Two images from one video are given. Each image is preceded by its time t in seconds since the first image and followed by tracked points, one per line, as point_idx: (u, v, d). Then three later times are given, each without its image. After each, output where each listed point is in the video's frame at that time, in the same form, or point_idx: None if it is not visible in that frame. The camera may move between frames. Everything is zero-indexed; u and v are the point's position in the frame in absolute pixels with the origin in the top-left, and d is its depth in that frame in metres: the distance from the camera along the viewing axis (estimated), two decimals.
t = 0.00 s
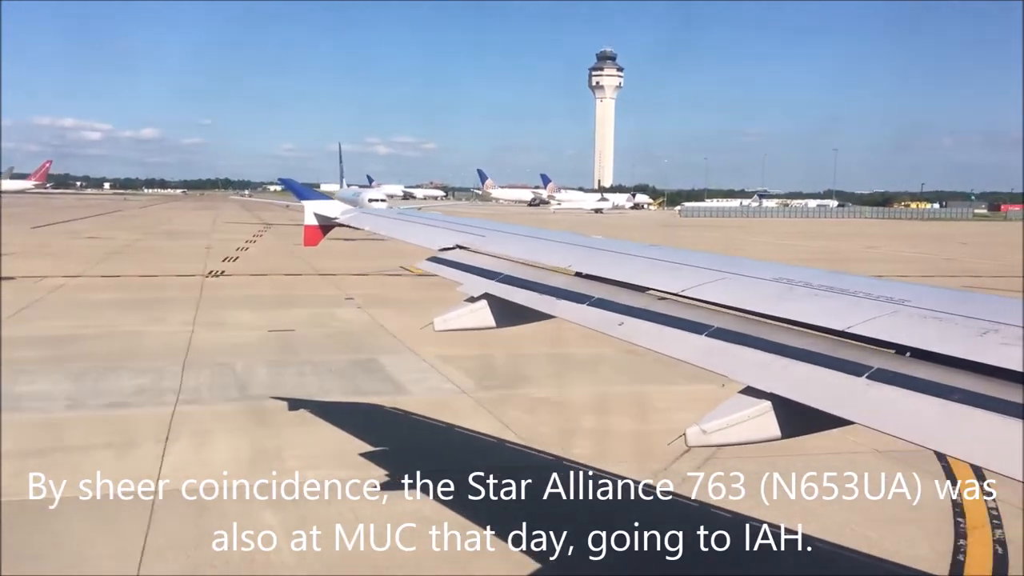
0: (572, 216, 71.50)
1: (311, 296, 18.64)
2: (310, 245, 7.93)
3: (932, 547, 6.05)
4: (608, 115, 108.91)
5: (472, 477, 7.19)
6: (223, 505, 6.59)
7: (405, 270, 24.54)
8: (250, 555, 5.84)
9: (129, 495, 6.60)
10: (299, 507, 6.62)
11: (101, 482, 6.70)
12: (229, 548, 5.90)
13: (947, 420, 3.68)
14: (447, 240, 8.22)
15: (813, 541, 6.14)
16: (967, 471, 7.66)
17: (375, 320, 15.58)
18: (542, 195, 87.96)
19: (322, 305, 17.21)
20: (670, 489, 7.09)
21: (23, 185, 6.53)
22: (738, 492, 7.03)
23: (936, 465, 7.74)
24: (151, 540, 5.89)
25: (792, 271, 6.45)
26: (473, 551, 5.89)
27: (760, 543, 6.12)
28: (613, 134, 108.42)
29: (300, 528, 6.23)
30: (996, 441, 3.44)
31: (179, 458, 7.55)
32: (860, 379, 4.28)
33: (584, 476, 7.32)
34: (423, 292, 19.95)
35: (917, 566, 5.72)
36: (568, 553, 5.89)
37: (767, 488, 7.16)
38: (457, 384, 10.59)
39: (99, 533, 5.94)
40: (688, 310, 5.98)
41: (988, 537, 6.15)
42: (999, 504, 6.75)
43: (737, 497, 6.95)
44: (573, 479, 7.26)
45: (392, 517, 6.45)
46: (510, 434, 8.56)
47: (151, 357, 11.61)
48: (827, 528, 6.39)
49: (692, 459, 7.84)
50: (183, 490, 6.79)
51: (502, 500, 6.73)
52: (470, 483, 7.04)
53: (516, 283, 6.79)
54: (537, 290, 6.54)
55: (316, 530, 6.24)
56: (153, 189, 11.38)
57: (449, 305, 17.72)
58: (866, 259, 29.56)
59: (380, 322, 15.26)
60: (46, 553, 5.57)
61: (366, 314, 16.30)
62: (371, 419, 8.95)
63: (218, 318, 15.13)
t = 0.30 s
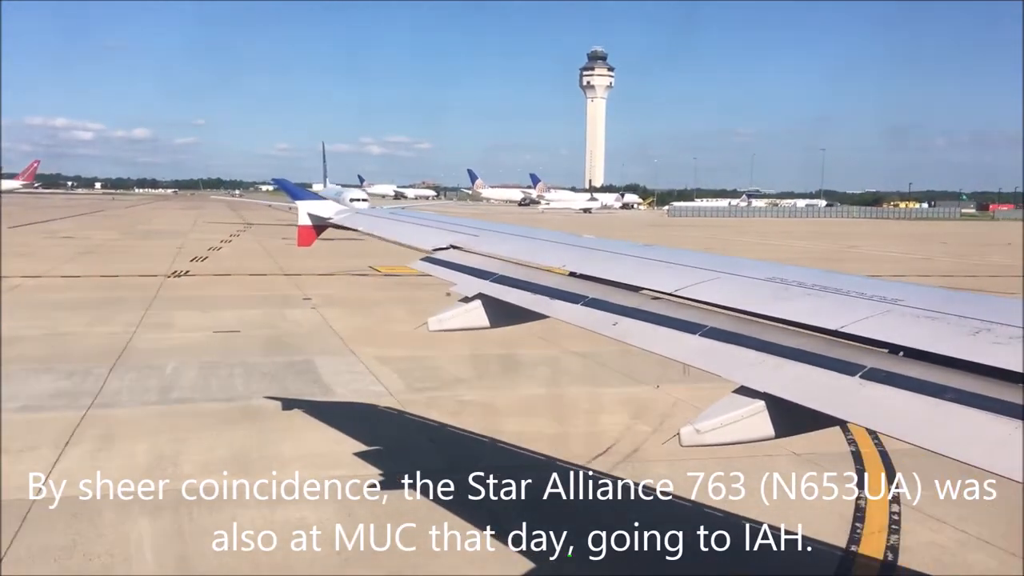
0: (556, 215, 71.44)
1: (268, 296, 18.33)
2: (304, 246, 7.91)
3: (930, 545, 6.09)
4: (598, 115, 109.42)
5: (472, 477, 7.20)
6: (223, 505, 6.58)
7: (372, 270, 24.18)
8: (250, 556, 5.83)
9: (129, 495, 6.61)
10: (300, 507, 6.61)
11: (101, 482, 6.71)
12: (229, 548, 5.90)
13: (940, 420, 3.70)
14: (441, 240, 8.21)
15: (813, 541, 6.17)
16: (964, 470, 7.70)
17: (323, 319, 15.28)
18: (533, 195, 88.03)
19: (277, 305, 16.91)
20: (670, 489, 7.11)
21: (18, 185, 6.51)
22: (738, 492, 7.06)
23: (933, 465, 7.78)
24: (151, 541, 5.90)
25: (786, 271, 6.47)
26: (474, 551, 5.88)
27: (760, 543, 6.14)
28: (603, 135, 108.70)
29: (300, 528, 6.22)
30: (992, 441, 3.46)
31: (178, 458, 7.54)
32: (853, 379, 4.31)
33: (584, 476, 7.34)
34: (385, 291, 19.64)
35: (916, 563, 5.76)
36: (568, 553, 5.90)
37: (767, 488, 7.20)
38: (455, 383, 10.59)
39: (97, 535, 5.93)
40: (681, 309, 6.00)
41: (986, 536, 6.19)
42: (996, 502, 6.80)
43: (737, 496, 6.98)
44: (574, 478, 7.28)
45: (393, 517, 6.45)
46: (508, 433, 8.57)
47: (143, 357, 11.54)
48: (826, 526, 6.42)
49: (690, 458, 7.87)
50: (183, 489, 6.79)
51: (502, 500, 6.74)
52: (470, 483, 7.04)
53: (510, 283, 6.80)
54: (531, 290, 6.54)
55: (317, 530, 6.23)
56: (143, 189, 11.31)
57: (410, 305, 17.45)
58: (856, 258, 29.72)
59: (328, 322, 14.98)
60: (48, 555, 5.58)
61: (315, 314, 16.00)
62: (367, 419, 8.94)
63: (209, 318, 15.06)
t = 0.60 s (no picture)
0: (550, 215, 71.50)
1: (226, 298, 18.07)
2: (301, 247, 7.91)
3: (929, 543, 6.11)
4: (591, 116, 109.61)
5: (472, 477, 7.20)
6: (222, 506, 6.57)
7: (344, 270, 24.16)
8: (250, 555, 5.81)
9: (129, 495, 6.67)
10: (299, 508, 6.61)
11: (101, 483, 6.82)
12: (229, 548, 5.90)
13: (938, 420, 3.71)
14: (437, 241, 8.22)
15: (812, 540, 6.19)
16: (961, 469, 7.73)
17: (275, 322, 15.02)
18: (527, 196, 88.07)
19: (232, 307, 16.62)
20: (669, 489, 7.13)
21: (13, 187, 6.48)
22: (738, 492, 7.08)
23: (930, 464, 7.81)
24: (151, 542, 5.88)
25: (783, 271, 6.49)
26: (474, 550, 5.88)
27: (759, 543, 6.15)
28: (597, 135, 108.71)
29: (300, 528, 6.21)
30: (990, 441, 3.47)
31: (177, 459, 7.54)
32: (851, 380, 4.32)
33: (583, 476, 7.34)
34: (350, 291, 19.62)
35: (915, 563, 5.78)
36: (568, 553, 5.90)
37: (767, 488, 7.22)
38: (452, 384, 10.60)
39: (96, 535, 5.93)
40: (678, 310, 6.00)
41: (984, 533, 6.22)
42: (995, 501, 6.81)
43: (737, 496, 6.99)
44: (573, 478, 7.28)
45: (393, 517, 6.44)
46: (506, 434, 8.58)
47: (141, 360, 11.51)
48: (824, 526, 6.45)
49: (689, 458, 7.89)
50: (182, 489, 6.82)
51: (502, 501, 6.75)
52: (470, 483, 7.05)
53: (507, 284, 6.79)
54: (528, 291, 6.54)
55: (317, 530, 6.22)
56: (138, 191, 11.31)
57: (372, 305, 17.45)
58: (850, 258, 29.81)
59: (281, 325, 14.73)
60: (47, 556, 5.57)
61: (269, 316, 15.76)
62: (365, 420, 8.94)
63: (206, 320, 15.03)
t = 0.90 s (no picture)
0: (548, 216, 71.44)
1: (200, 299, 17.89)
2: (301, 247, 7.89)
3: (929, 542, 6.12)
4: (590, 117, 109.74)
5: (472, 477, 7.20)
6: (222, 506, 6.57)
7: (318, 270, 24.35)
8: (251, 555, 5.80)
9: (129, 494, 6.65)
10: (299, 508, 6.60)
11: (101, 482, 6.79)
12: (230, 548, 5.89)
13: (938, 420, 3.71)
14: (437, 241, 8.21)
15: (812, 540, 6.19)
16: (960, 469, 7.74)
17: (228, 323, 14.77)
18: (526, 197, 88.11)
19: (204, 308, 16.40)
20: (669, 489, 7.13)
21: (13, 187, 6.47)
22: (738, 492, 7.08)
23: (930, 464, 7.82)
24: (153, 542, 5.88)
25: (783, 271, 6.48)
26: (475, 550, 5.88)
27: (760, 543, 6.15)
28: (595, 136, 108.76)
29: (301, 529, 6.21)
30: (990, 440, 3.46)
31: (176, 459, 7.53)
32: (851, 379, 4.31)
33: (583, 476, 7.34)
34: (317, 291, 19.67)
35: (915, 562, 5.78)
36: (568, 552, 5.89)
37: (767, 488, 7.22)
38: (451, 386, 10.60)
39: (97, 535, 5.92)
40: (678, 309, 6.00)
41: (984, 532, 6.22)
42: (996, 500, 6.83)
43: (737, 496, 6.99)
44: (574, 478, 7.28)
45: (393, 517, 6.44)
46: (505, 435, 8.59)
47: (139, 359, 11.50)
48: (824, 526, 6.44)
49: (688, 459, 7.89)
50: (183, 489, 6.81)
51: (502, 501, 6.75)
52: (470, 484, 7.05)
53: (508, 284, 6.79)
54: (528, 291, 6.54)
55: (317, 530, 6.22)
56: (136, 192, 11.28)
57: (336, 304, 17.47)
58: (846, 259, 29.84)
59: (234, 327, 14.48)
60: (51, 552, 5.57)
61: (224, 317, 15.48)
62: (364, 421, 8.94)
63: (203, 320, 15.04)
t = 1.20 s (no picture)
0: (546, 217, 71.59)
1: (198, 301, 17.88)
2: (302, 251, 7.89)
3: (930, 542, 6.13)
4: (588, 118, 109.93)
5: (472, 479, 7.21)
6: (224, 508, 6.58)
7: (293, 272, 24.50)
8: (254, 555, 5.81)
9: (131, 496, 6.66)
10: (302, 508, 6.61)
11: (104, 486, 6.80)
12: (234, 548, 5.90)
13: (940, 421, 3.71)
14: (438, 244, 8.22)
15: (815, 540, 6.19)
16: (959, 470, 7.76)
17: (212, 326, 14.72)
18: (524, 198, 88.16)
19: (203, 310, 16.40)
20: (671, 489, 7.14)
21: (14, 191, 6.47)
22: (739, 493, 7.09)
23: (928, 465, 7.84)
24: (156, 545, 5.87)
25: (783, 273, 6.49)
26: (479, 550, 5.88)
27: (763, 542, 6.15)
28: (592, 137, 108.87)
29: (304, 529, 6.21)
30: (991, 442, 3.47)
31: (177, 462, 7.53)
32: (852, 382, 4.32)
33: (584, 478, 7.34)
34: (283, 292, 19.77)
35: (916, 563, 5.79)
36: (571, 553, 5.89)
37: (769, 489, 7.23)
38: (450, 388, 10.62)
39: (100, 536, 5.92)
40: (679, 312, 6.01)
41: (985, 532, 6.23)
42: (996, 500, 6.85)
43: (739, 497, 7.01)
44: (574, 479, 7.29)
45: (394, 518, 6.44)
46: (505, 437, 8.60)
47: (135, 362, 11.48)
48: (826, 525, 6.46)
49: (688, 460, 7.91)
50: (185, 492, 6.81)
51: (503, 501, 6.75)
52: (471, 485, 7.06)
53: (507, 287, 6.79)
54: (529, 293, 6.55)
55: (320, 530, 6.22)
56: (134, 195, 11.28)
57: (298, 306, 17.47)
58: (841, 260, 29.95)
59: (218, 329, 14.43)
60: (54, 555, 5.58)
61: (210, 320, 15.43)
62: (365, 423, 8.95)
63: (199, 322, 15.01)
